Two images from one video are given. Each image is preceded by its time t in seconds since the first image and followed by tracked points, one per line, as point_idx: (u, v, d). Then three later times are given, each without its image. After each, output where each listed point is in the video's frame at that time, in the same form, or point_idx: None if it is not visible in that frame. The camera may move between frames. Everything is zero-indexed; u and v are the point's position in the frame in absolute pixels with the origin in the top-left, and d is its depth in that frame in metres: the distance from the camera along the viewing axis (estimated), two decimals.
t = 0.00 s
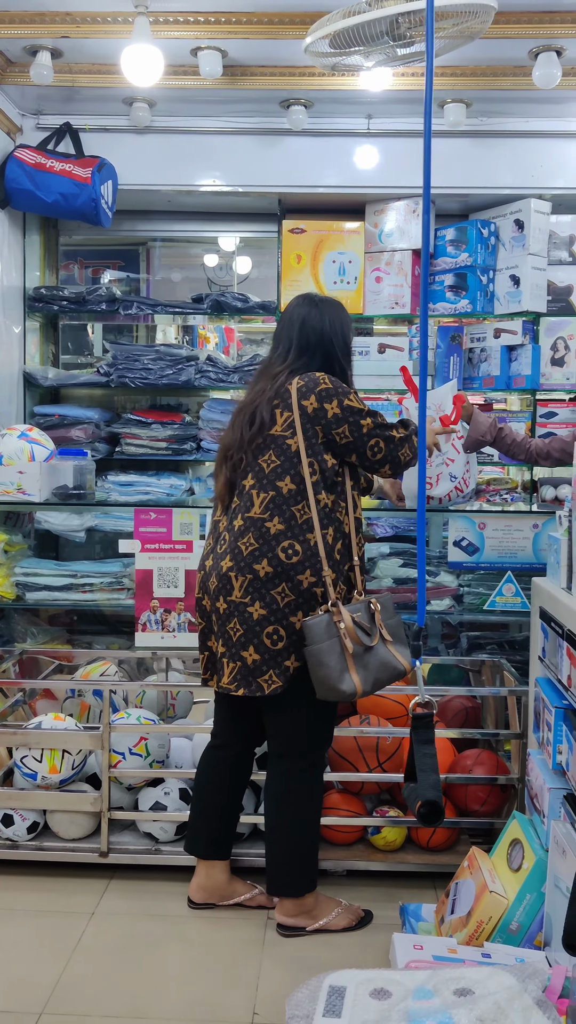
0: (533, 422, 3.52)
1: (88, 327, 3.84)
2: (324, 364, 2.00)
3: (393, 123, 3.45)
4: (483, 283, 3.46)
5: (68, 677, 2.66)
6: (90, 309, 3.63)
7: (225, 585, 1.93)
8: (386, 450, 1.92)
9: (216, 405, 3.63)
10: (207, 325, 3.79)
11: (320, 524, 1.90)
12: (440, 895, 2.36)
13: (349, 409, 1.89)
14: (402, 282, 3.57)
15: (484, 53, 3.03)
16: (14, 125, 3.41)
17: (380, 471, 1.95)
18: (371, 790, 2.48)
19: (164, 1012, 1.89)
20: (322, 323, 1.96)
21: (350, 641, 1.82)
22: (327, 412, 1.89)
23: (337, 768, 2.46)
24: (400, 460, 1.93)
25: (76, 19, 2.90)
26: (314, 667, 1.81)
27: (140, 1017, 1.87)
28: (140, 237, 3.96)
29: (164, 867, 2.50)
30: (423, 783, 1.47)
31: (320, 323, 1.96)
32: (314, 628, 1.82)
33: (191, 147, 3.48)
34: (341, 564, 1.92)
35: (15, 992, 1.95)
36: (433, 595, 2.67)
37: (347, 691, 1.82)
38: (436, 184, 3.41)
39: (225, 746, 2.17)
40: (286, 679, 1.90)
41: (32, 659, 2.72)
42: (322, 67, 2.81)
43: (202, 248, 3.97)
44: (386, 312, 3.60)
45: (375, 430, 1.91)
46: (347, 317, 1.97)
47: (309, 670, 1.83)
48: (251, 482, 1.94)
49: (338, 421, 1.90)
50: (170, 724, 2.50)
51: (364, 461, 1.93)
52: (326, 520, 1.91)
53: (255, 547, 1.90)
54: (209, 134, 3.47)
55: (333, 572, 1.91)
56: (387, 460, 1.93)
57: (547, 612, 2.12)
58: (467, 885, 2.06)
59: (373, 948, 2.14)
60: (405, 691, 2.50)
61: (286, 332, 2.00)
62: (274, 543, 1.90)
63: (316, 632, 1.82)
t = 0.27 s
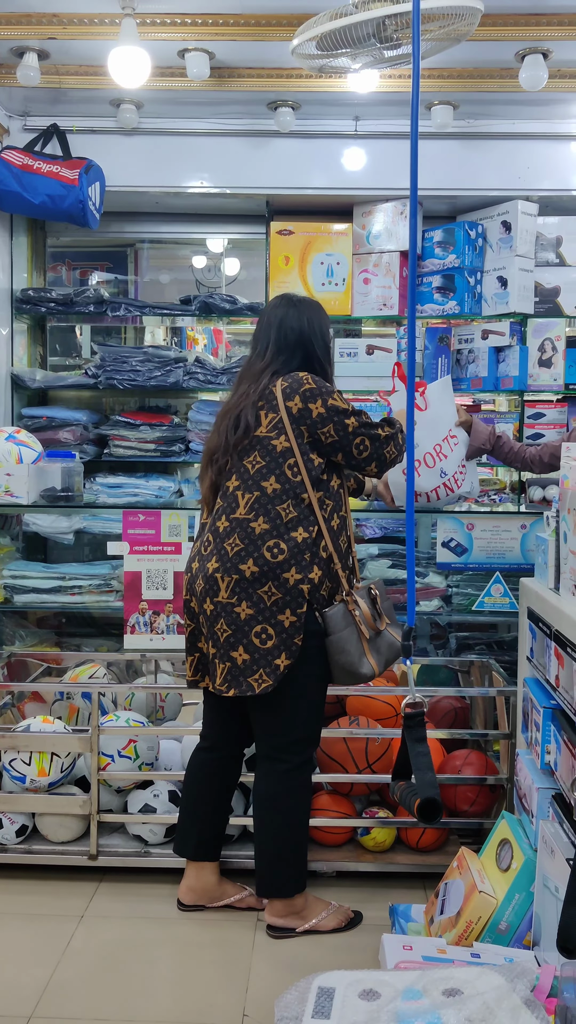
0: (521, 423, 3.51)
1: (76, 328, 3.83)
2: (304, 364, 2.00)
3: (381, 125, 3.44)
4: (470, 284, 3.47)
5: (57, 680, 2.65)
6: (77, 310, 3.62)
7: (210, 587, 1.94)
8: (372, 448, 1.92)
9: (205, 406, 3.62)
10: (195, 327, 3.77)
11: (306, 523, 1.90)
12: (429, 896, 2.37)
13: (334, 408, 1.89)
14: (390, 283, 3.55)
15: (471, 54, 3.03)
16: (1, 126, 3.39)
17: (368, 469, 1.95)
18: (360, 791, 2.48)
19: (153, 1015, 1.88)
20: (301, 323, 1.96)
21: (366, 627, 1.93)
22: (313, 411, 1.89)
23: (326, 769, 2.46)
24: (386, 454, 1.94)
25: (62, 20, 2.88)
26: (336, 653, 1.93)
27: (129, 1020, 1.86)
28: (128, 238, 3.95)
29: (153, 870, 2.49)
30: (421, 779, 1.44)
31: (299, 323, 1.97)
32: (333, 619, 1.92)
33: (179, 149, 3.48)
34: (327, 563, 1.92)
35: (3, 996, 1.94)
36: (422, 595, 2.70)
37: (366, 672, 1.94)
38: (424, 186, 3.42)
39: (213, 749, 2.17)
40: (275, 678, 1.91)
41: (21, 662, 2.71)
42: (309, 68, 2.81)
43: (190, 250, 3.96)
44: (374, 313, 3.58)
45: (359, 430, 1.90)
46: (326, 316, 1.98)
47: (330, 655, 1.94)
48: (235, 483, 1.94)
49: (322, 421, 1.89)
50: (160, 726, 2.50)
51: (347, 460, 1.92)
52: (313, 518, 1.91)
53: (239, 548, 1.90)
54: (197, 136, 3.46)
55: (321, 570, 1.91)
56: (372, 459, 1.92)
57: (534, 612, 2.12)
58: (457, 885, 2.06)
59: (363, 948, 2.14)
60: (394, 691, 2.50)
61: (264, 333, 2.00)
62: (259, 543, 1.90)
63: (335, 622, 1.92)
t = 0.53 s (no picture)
0: (513, 423, 3.51)
1: (69, 329, 3.83)
2: (279, 361, 2.01)
3: (373, 125, 3.44)
4: (463, 285, 3.47)
5: (50, 681, 2.65)
6: (70, 312, 3.61)
7: (197, 588, 1.94)
8: (356, 445, 1.93)
9: (197, 407, 3.62)
10: (188, 328, 3.76)
11: (290, 521, 1.91)
12: (423, 895, 2.37)
13: (310, 407, 1.90)
14: (382, 283, 3.54)
15: (463, 55, 3.03)
16: None
17: (353, 465, 1.96)
18: (354, 790, 2.48)
19: (148, 1016, 1.88)
20: (273, 321, 1.97)
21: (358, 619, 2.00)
22: (290, 409, 1.89)
23: (320, 770, 2.46)
24: (371, 449, 1.95)
25: (54, 21, 2.86)
26: (336, 648, 1.99)
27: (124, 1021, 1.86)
28: (120, 239, 3.94)
29: (147, 872, 2.49)
30: (415, 770, 1.40)
31: (273, 322, 1.97)
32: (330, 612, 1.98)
33: (171, 150, 3.47)
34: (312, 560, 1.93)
35: None
36: (416, 595, 2.68)
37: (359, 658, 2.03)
38: (416, 186, 3.43)
39: (205, 750, 2.17)
40: (266, 677, 1.91)
41: (14, 664, 2.70)
42: (301, 69, 2.81)
43: (182, 251, 3.95)
44: (367, 314, 3.57)
45: (340, 425, 1.91)
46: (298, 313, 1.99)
47: (329, 650, 2.00)
48: (218, 485, 1.94)
49: (300, 418, 1.90)
50: (153, 728, 2.49)
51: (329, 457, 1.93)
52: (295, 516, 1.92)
53: (224, 548, 1.90)
54: (189, 137, 3.46)
55: (307, 566, 1.91)
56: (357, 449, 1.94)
57: (527, 612, 2.13)
58: (451, 885, 2.06)
59: (357, 948, 2.14)
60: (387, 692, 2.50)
61: (236, 334, 2.01)
62: (244, 542, 1.89)
63: (331, 615, 1.99)
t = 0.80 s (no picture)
0: (508, 425, 3.50)
1: (64, 333, 3.81)
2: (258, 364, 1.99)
3: (368, 129, 3.44)
4: (458, 289, 3.48)
5: (46, 685, 2.64)
6: (65, 315, 3.60)
7: (185, 594, 1.95)
8: (324, 466, 1.85)
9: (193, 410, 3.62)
10: (184, 332, 3.75)
11: (274, 525, 1.90)
12: (420, 898, 2.37)
13: (280, 415, 1.85)
14: (378, 287, 3.53)
15: (458, 59, 3.03)
16: None
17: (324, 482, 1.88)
18: (351, 794, 2.48)
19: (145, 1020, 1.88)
20: (253, 324, 1.96)
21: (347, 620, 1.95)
22: (260, 416, 1.86)
23: (317, 774, 2.46)
24: (345, 468, 1.85)
25: (49, 25, 2.86)
26: (321, 648, 1.94)
27: None
28: (116, 243, 3.92)
29: (143, 875, 2.49)
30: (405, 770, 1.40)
31: (252, 325, 1.97)
32: (313, 615, 1.93)
33: (167, 154, 3.47)
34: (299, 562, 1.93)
35: None
36: (412, 599, 2.74)
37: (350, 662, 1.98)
38: (411, 190, 3.43)
39: (198, 755, 2.17)
40: (256, 680, 1.92)
41: (10, 668, 2.70)
42: (297, 73, 2.81)
43: (178, 255, 3.94)
44: (362, 317, 3.55)
45: (310, 436, 1.84)
46: (276, 315, 1.97)
47: (315, 650, 1.95)
48: (203, 491, 1.95)
49: (270, 428, 1.86)
50: (149, 731, 2.49)
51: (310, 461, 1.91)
52: (279, 519, 1.91)
53: (209, 553, 1.91)
54: (185, 141, 3.45)
55: (294, 568, 1.91)
56: (327, 468, 1.85)
57: (524, 614, 2.13)
58: (448, 888, 2.06)
59: (355, 951, 2.14)
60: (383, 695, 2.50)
61: (218, 338, 2.02)
62: (229, 547, 1.90)
63: (316, 616, 1.94)
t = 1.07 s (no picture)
0: (506, 428, 3.49)
1: (62, 337, 3.79)
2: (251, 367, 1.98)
3: (365, 133, 3.43)
4: (455, 291, 3.48)
5: (45, 688, 2.64)
6: (64, 319, 3.60)
7: (181, 601, 1.96)
8: (283, 483, 1.83)
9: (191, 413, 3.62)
10: (182, 335, 3.74)
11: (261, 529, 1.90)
12: (419, 901, 2.37)
13: (245, 425, 1.84)
14: (375, 290, 3.52)
15: (455, 63, 3.04)
16: None
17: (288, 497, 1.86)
18: (350, 796, 2.48)
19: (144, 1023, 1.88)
20: (248, 327, 1.97)
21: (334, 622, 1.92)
22: (228, 424, 1.86)
23: (316, 777, 2.46)
24: (309, 475, 1.82)
25: (47, 29, 2.86)
26: (306, 653, 1.91)
27: None
28: (114, 246, 3.91)
29: (142, 879, 2.48)
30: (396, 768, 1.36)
31: (245, 329, 1.97)
32: (299, 619, 1.90)
33: (164, 157, 3.47)
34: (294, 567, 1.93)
35: None
36: (410, 601, 2.71)
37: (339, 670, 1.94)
38: (409, 193, 3.43)
39: (195, 759, 2.17)
40: (255, 686, 1.92)
41: (8, 672, 2.70)
42: (294, 77, 2.82)
43: (176, 258, 3.94)
44: (360, 320, 3.52)
45: (281, 447, 1.82)
46: (267, 320, 1.97)
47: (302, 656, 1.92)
48: (195, 498, 1.97)
49: (243, 438, 1.84)
50: (148, 735, 2.49)
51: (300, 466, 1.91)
52: (270, 524, 1.91)
53: (201, 560, 1.92)
54: (182, 144, 3.45)
55: (288, 573, 1.92)
56: (287, 481, 1.83)
57: (522, 616, 2.13)
58: (446, 891, 2.06)
59: (354, 955, 2.14)
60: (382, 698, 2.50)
61: (214, 343, 2.04)
62: (220, 553, 1.90)
63: (301, 620, 1.90)
